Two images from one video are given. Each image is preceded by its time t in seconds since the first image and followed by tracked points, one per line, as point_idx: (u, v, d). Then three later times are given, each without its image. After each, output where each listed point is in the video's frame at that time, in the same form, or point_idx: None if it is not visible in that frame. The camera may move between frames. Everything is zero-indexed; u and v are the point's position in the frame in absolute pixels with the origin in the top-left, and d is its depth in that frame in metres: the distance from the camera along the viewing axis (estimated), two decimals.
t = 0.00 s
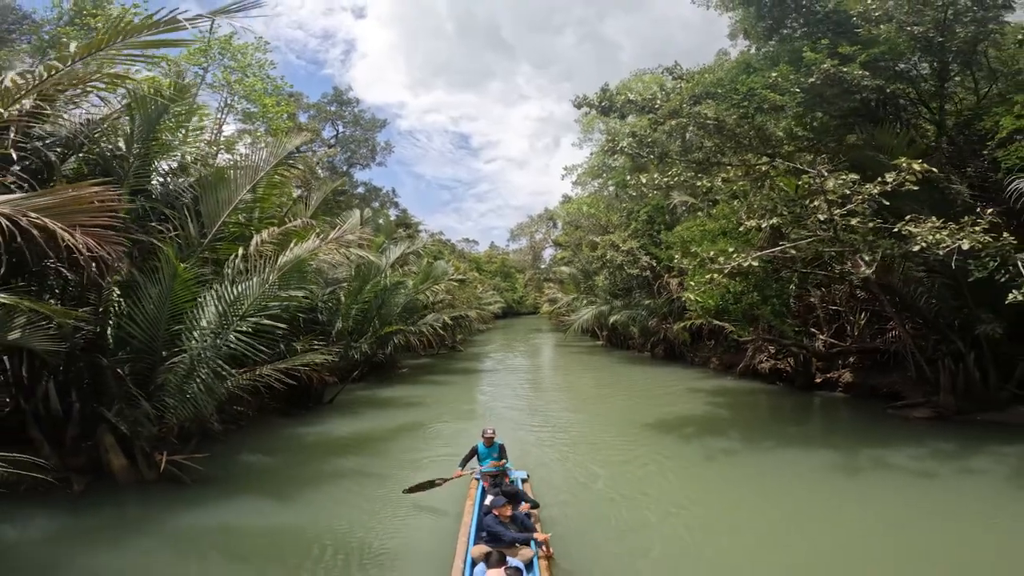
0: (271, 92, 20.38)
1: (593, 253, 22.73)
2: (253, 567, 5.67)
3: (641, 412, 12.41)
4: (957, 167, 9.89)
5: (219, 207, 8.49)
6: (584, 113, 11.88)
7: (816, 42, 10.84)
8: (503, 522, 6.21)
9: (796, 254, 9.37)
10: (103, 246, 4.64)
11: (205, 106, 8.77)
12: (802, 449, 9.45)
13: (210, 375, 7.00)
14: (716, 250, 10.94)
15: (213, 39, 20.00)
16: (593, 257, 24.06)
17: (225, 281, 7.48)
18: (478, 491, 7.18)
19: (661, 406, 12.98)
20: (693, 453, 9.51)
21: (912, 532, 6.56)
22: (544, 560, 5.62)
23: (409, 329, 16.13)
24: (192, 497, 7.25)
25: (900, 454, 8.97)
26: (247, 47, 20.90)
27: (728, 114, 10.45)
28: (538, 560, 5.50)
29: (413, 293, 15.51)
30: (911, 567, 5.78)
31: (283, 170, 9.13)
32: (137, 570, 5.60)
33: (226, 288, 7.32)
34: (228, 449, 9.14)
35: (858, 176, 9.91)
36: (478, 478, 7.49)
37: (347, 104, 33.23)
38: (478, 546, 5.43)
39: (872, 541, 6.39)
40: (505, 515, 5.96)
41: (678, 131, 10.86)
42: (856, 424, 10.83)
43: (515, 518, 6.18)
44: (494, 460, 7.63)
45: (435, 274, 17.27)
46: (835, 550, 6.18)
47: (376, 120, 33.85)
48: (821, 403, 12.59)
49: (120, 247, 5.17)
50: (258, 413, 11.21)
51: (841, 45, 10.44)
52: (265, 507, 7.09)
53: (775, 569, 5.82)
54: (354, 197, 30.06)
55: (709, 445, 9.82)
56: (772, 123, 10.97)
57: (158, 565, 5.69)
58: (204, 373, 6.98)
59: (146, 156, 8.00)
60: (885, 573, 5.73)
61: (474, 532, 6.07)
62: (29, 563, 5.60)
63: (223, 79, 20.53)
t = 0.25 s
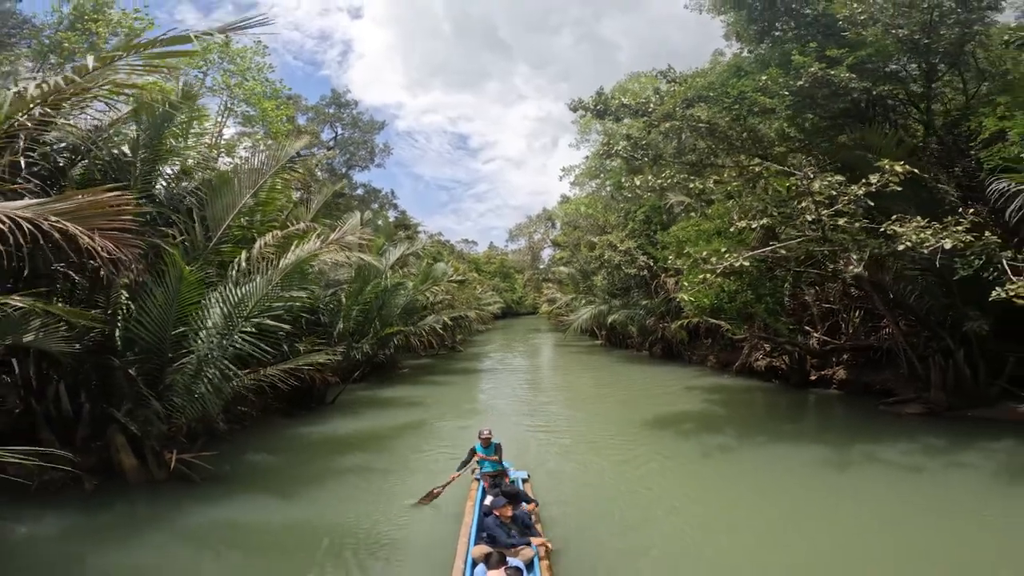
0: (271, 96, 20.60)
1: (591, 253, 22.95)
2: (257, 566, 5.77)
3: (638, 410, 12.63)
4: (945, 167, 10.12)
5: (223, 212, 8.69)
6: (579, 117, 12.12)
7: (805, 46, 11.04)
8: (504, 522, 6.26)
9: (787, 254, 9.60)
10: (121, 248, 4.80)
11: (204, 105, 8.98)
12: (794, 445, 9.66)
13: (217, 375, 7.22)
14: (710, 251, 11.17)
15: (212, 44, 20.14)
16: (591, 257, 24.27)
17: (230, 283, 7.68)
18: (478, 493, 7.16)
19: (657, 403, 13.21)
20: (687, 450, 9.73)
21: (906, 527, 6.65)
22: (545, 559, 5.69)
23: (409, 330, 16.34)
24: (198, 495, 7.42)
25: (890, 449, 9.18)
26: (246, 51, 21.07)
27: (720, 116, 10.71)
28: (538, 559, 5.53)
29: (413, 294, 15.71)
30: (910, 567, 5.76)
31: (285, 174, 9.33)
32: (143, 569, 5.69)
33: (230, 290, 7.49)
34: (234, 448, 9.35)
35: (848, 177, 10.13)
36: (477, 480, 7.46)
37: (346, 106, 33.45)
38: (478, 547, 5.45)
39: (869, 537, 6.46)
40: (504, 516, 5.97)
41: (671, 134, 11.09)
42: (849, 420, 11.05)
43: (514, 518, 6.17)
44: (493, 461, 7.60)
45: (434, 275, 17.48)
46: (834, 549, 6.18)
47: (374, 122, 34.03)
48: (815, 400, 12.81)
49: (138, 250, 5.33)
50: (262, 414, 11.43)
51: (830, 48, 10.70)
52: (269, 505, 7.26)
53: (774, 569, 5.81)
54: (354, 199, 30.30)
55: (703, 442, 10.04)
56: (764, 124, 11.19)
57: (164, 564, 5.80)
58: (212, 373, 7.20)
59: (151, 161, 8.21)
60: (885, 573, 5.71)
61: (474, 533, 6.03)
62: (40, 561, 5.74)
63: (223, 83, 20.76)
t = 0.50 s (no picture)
0: (271, 99, 20.78)
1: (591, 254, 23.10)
2: (266, 564, 5.87)
3: (636, 409, 12.79)
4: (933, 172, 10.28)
5: (228, 214, 8.86)
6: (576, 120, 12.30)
7: (799, 48, 11.22)
8: (503, 524, 6.19)
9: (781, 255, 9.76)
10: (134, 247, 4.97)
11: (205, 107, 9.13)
12: (789, 443, 9.82)
13: (223, 373, 7.38)
14: (706, 251, 11.33)
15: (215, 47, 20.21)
16: (590, 258, 24.41)
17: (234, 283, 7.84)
18: (478, 494, 7.17)
19: (655, 402, 13.37)
20: (684, 448, 9.88)
21: (904, 525, 6.76)
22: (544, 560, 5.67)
23: (410, 330, 16.50)
24: (205, 492, 7.58)
25: (883, 446, 9.33)
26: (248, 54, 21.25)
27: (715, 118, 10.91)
28: (538, 560, 5.56)
29: (414, 295, 15.87)
30: (911, 567, 5.82)
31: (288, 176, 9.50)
32: (154, 566, 5.80)
33: (234, 290, 7.65)
34: (238, 447, 9.51)
35: (841, 178, 10.30)
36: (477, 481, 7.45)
37: (346, 108, 33.62)
38: (478, 547, 5.49)
39: (866, 536, 6.56)
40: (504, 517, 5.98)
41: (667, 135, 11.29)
42: (844, 418, 11.21)
43: (515, 519, 6.18)
44: (492, 461, 7.55)
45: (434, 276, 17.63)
46: (835, 550, 6.24)
47: (374, 124, 34.22)
48: (811, 399, 12.97)
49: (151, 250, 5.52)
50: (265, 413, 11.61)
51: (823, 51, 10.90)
52: (274, 502, 7.40)
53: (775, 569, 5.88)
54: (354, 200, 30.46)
55: (700, 440, 10.20)
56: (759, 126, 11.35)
57: (174, 561, 5.91)
58: (218, 372, 7.37)
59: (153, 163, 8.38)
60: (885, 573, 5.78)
61: (474, 533, 6.07)
62: (51, 556, 5.89)
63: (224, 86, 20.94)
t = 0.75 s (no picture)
0: (273, 100, 20.98)
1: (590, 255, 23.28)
2: (272, 562, 5.96)
3: (634, 408, 12.98)
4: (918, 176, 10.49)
5: (234, 217, 9.07)
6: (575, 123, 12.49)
7: (795, 51, 11.53)
8: (501, 524, 6.20)
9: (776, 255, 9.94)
10: (145, 245, 5.18)
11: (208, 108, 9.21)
12: (784, 441, 9.99)
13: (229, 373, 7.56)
14: (703, 252, 11.51)
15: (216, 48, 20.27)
16: (589, 259, 24.59)
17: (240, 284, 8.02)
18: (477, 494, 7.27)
19: (653, 401, 13.56)
20: (680, 446, 10.06)
21: (901, 524, 6.85)
22: (542, 560, 5.70)
23: (411, 330, 16.68)
24: (211, 488, 7.75)
25: (875, 444, 9.51)
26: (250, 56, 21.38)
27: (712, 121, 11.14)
28: (537, 560, 5.61)
29: (415, 296, 16.06)
30: (910, 567, 5.87)
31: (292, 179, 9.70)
32: (162, 564, 5.90)
33: (240, 290, 7.82)
34: (242, 445, 9.69)
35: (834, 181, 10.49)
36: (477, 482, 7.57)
37: (347, 109, 33.84)
38: (477, 548, 5.55)
39: (864, 535, 6.65)
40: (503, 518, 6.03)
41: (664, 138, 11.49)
42: (838, 417, 11.39)
43: (514, 520, 6.24)
44: (493, 461, 7.67)
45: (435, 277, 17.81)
46: (834, 549, 6.30)
47: (375, 125, 34.39)
48: (807, 398, 13.15)
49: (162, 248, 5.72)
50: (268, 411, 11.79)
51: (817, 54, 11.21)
52: (280, 499, 7.54)
53: (776, 569, 5.94)
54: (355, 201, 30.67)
55: (696, 438, 10.38)
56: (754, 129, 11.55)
57: (182, 558, 6.01)
58: (224, 371, 7.55)
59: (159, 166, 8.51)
60: (884, 572, 5.84)
61: (473, 532, 6.13)
62: (62, 550, 6.06)
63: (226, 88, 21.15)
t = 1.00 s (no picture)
0: (275, 102, 21.17)
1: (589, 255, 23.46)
2: (279, 560, 6.06)
3: (630, 407, 13.19)
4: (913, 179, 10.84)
5: (238, 218, 9.21)
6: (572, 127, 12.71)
7: (788, 56, 11.77)
8: (499, 525, 6.32)
9: (769, 256, 10.16)
10: (160, 244, 5.37)
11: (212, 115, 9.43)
12: (777, 439, 10.20)
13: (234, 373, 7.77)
14: (698, 254, 11.71)
15: (217, 50, 20.36)
16: (588, 259, 24.76)
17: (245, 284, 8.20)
18: (476, 493, 7.35)
19: (650, 401, 13.77)
20: (676, 444, 10.28)
21: (899, 523, 6.93)
22: (540, 561, 5.75)
23: (412, 331, 16.88)
24: (217, 485, 7.95)
25: (865, 442, 9.72)
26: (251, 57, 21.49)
27: (708, 124, 11.36)
28: (535, 562, 5.63)
29: (415, 296, 16.25)
30: (911, 568, 5.91)
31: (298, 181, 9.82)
32: (171, 562, 5.99)
33: (245, 292, 7.99)
34: (248, 442, 9.91)
35: (827, 184, 10.73)
36: (477, 481, 7.69)
37: (348, 111, 34.05)
38: (475, 550, 5.57)
39: (862, 534, 6.74)
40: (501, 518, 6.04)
41: (660, 140, 11.68)
42: (831, 416, 11.60)
43: (512, 520, 6.25)
44: (492, 461, 7.77)
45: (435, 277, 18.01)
46: (834, 550, 6.37)
47: (375, 126, 34.58)
48: (801, 398, 13.35)
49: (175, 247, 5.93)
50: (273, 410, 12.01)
51: (809, 59, 11.49)
52: (284, 495, 7.74)
53: (775, 568, 6.02)
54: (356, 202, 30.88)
55: (690, 437, 10.58)
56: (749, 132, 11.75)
57: (191, 557, 6.11)
58: (230, 370, 7.76)
59: (166, 170, 8.70)
60: (884, 573, 5.89)
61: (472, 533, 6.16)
62: (78, 545, 6.27)
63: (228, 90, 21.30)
